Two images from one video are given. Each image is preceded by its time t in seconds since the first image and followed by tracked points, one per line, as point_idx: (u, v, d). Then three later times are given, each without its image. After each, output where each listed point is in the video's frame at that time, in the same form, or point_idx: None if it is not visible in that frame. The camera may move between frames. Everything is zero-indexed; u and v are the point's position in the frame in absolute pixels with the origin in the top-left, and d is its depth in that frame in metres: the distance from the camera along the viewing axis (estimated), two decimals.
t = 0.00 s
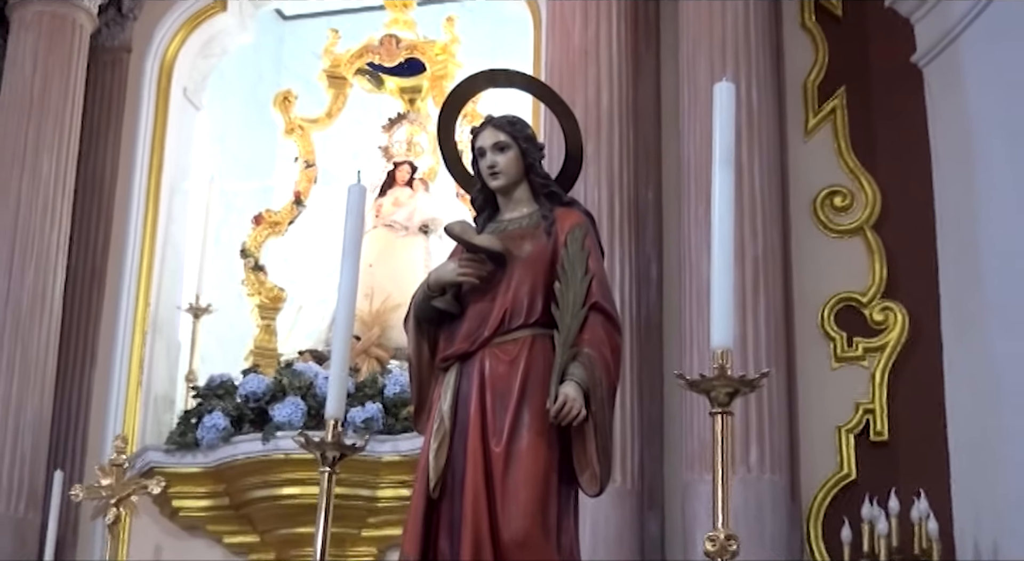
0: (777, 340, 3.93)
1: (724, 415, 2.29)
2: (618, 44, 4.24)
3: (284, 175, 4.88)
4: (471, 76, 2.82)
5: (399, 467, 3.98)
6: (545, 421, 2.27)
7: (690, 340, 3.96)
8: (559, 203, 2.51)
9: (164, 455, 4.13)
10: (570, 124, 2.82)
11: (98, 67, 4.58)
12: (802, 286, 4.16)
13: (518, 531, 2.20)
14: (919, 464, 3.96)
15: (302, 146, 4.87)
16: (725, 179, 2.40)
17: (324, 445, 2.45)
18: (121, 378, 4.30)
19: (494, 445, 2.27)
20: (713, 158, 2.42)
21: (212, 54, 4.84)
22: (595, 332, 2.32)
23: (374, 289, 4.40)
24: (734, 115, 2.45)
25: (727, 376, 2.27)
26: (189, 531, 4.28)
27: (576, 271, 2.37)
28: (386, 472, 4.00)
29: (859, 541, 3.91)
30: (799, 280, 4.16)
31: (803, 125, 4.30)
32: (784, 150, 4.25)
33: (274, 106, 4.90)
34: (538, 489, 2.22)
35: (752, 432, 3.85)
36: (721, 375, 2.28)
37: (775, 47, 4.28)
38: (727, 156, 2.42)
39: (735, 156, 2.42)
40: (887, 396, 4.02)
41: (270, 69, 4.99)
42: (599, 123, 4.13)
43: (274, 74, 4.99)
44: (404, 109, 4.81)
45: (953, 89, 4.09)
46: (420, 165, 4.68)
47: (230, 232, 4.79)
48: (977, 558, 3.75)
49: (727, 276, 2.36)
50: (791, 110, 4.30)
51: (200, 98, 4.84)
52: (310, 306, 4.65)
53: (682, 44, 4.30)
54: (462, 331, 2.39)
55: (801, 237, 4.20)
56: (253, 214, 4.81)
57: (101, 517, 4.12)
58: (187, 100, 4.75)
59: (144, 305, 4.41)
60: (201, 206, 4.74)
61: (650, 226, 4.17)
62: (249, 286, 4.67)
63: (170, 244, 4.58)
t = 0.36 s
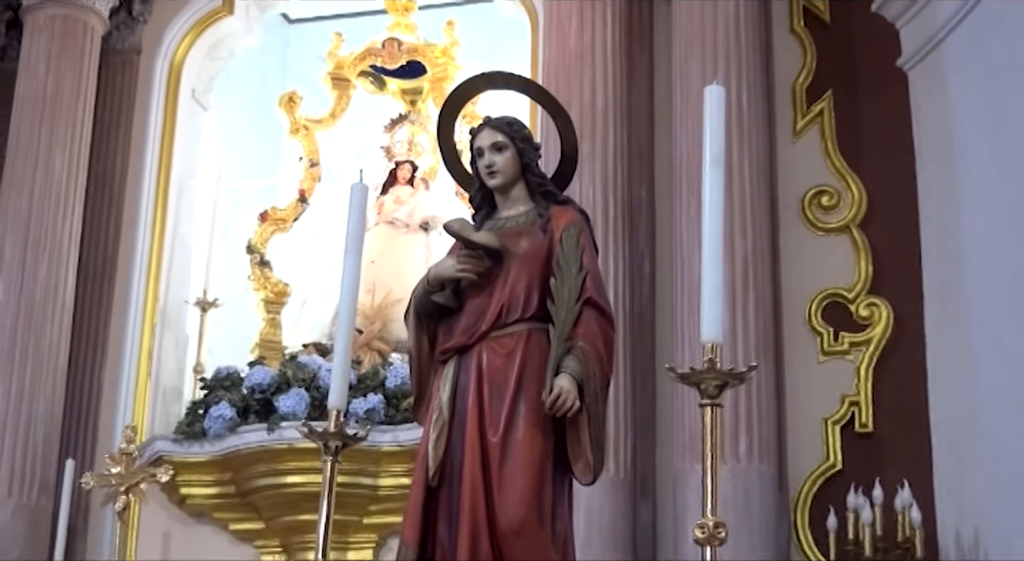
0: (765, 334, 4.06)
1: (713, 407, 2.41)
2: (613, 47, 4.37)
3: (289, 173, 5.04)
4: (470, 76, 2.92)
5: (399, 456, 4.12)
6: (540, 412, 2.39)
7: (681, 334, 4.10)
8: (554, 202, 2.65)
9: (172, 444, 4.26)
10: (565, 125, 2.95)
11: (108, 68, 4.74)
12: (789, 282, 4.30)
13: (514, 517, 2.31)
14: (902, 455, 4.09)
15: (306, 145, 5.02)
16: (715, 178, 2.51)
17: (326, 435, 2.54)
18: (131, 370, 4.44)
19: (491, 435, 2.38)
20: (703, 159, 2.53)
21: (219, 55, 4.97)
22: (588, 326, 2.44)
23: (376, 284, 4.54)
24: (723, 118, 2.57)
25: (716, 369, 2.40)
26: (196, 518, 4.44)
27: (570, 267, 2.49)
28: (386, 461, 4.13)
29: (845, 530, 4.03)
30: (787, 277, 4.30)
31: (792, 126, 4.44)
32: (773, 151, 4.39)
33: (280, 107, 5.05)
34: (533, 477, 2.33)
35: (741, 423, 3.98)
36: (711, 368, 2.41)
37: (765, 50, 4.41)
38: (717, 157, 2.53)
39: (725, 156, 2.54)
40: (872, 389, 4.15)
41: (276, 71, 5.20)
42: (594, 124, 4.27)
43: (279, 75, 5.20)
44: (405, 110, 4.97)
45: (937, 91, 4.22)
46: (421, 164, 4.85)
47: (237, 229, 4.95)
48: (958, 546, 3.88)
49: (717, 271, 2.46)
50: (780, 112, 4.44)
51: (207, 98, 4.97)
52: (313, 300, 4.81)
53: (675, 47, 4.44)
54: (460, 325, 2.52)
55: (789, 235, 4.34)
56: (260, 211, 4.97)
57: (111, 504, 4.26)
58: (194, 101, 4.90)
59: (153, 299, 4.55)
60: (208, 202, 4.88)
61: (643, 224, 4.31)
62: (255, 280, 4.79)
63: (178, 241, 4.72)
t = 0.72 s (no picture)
0: (753, 327, 4.19)
1: (701, 397, 2.54)
2: (606, 48, 4.50)
3: (291, 172, 5.18)
4: (468, 77, 3.04)
5: (399, 446, 4.25)
6: (534, 402, 2.51)
7: (672, 327, 4.23)
8: (548, 198, 2.78)
9: (179, 434, 4.40)
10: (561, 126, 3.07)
11: (117, 70, 4.85)
12: (777, 277, 4.43)
13: (508, 504, 2.42)
14: (887, 444, 4.22)
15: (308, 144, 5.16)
16: (704, 174, 2.65)
17: (328, 425, 2.66)
18: (138, 362, 4.57)
19: (487, 425, 2.50)
20: (692, 155, 2.67)
21: (223, 56, 5.11)
22: (581, 319, 2.57)
23: (376, 279, 4.67)
24: (712, 118, 2.70)
25: (704, 360, 2.51)
26: (202, 506, 4.56)
27: (564, 262, 2.62)
28: (387, 451, 4.27)
29: (831, 517, 4.17)
30: (775, 272, 4.43)
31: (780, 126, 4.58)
32: (762, 149, 4.52)
33: (284, 107, 5.21)
34: (527, 465, 2.45)
35: (730, 413, 4.11)
36: (699, 359, 2.51)
37: (753, 51, 4.54)
38: (705, 154, 2.67)
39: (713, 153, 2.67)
40: (858, 381, 4.29)
41: (278, 72, 5.32)
42: (588, 124, 4.40)
43: (281, 77, 5.32)
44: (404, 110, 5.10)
45: (922, 91, 4.34)
46: (420, 163, 4.99)
47: (241, 226, 5.09)
48: (941, 534, 4.00)
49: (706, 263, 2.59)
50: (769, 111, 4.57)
51: (212, 98, 5.11)
52: (315, 295, 4.95)
53: (667, 48, 4.57)
54: (457, 317, 2.65)
55: (777, 231, 4.47)
56: (263, 208, 5.12)
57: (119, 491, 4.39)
58: (200, 101, 5.03)
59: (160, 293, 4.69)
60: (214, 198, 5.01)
61: (635, 221, 4.44)
62: (258, 275, 4.96)
63: (184, 238, 4.85)
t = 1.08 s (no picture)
0: (744, 319, 4.32)
1: (693, 386, 2.66)
2: (601, 48, 4.63)
3: (295, 170, 5.32)
4: (466, 77, 3.17)
5: (401, 435, 4.38)
6: (530, 392, 2.64)
7: (666, 320, 4.36)
8: (544, 193, 2.91)
9: (185, 424, 4.53)
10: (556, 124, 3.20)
11: (124, 70, 5.02)
12: (767, 270, 4.57)
13: (505, 490, 2.55)
14: (874, 433, 4.35)
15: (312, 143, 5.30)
16: (694, 169, 2.78)
17: (330, 414, 2.78)
18: (146, 354, 4.71)
19: (484, 414, 2.63)
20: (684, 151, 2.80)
21: (228, 57, 5.26)
22: (576, 311, 2.69)
23: (378, 274, 4.80)
24: (703, 116, 2.83)
25: (695, 350, 2.64)
26: (209, 495, 4.70)
27: (559, 255, 2.74)
28: (389, 441, 4.40)
29: (819, 503, 4.30)
30: (765, 266, 4.57)
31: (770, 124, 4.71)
32: (752, 146, 4.65)
33: (287, 106, 5.34)
34: (523, 453, 2.58)
35: (721, 402, 4.24)
36: (691, 350, 2.65)
37: (743, 50, 4.67)
38: (696, 149, 2.80)
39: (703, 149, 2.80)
40: (845, 371, 4.42)
41: (281, 72, 5.42)
42: (583, 122, 4.53)
43: (285, 78, 5.42)
44: (405, 109, 5.25)
45: (908, 89, 4.47)
46: (420, 160, 5.13)
47: (247, 222, 5.23)
48: (927, 520, 4.13)
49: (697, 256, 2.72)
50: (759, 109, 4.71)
51: (217, 97, 5.25)
52: (318, 289, 5.05)
53: (659, 48, 4.70)
54: (455, 310, 2.78)
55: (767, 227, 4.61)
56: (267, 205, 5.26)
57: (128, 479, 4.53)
58: (206, 101, 5.19)
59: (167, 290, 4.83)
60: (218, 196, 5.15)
61: (628, 215, 4.57)
62: (263, 270, 5.10)
63: (190, 234, 4.99)
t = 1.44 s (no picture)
0: (735, 311, 4.46)
1: (686, 374, 2.78)
2: (597, 48, 4.76)
3: (299, 166, 5.48)
4: (465, 75, 3.30)
5: (403, 424, 4.51)
6: (529, 381, 2.77)
7: (660, 311, 4.49)
8: (541, 188, 3.03)
9: (194, 414, 4.67)
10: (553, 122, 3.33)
11: (135, 71, 5.15)
12: (759, 262, 4.71)
13: (504, 476, 2.69)
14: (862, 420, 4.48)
15: (316, 141, 5.45)
16: (688, 164, 2.90)
17: (334, 403, 2.91)
18: (156, 347, 4.84)
19: (484, 402, 2.77)
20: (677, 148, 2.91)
21: (234, 56, 5.37)
22: (572, 302, 2.83)
23: (381, 268, 4.94)
24: (695, 112, 2.95)
25: (687, 339, 2.75)
26: (217, 482, 4.84)
27: (556, 249, 2.88)
28: (392, 429, 4.53)
29: (809, 488, 4.44)
30: (756, 259, 4.71)
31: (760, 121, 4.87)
32: (743, 141, 4.79)
33: (292, 105, 5.49)
34: (521, 441, 2.72)
35: (714, 391, 4.38)
36: (683, 339, 2.76)
37: (734, 49, 4.80)
38: (689, 146, 2.91)
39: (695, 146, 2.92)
40: (835, 360, 4.55)
41: (286, 72, 5.64)
42: (580, 119, 4.66)
43: (289, 77, 5.64)
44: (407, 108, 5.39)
45: (894, 86, 4.60)
46: (421, 157, 5.26)
47: (253, 218, 5.40)
48: (914, 503, 4.24)
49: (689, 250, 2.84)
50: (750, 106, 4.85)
51: (224, 95, 5.37)
52: (324, 282, 5.18)
53: (653, 48, 4.84)
54: (455, 301, 2.91)
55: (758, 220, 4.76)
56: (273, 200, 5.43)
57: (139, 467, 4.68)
58: (213, 100, 5.30)
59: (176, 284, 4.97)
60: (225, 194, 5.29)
61: (624, 210, 4.71)
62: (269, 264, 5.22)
63: (198, 229, 5.12)
